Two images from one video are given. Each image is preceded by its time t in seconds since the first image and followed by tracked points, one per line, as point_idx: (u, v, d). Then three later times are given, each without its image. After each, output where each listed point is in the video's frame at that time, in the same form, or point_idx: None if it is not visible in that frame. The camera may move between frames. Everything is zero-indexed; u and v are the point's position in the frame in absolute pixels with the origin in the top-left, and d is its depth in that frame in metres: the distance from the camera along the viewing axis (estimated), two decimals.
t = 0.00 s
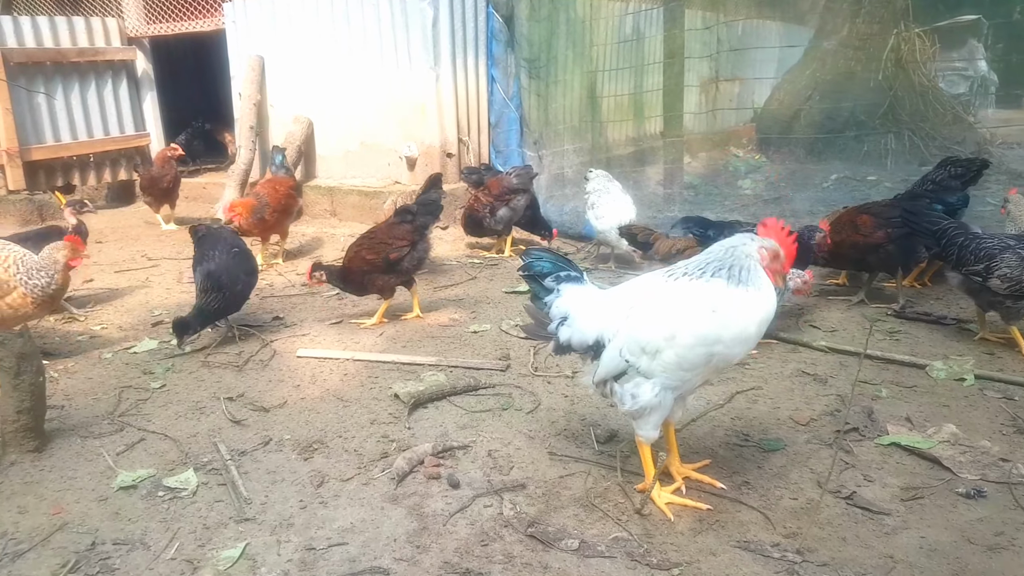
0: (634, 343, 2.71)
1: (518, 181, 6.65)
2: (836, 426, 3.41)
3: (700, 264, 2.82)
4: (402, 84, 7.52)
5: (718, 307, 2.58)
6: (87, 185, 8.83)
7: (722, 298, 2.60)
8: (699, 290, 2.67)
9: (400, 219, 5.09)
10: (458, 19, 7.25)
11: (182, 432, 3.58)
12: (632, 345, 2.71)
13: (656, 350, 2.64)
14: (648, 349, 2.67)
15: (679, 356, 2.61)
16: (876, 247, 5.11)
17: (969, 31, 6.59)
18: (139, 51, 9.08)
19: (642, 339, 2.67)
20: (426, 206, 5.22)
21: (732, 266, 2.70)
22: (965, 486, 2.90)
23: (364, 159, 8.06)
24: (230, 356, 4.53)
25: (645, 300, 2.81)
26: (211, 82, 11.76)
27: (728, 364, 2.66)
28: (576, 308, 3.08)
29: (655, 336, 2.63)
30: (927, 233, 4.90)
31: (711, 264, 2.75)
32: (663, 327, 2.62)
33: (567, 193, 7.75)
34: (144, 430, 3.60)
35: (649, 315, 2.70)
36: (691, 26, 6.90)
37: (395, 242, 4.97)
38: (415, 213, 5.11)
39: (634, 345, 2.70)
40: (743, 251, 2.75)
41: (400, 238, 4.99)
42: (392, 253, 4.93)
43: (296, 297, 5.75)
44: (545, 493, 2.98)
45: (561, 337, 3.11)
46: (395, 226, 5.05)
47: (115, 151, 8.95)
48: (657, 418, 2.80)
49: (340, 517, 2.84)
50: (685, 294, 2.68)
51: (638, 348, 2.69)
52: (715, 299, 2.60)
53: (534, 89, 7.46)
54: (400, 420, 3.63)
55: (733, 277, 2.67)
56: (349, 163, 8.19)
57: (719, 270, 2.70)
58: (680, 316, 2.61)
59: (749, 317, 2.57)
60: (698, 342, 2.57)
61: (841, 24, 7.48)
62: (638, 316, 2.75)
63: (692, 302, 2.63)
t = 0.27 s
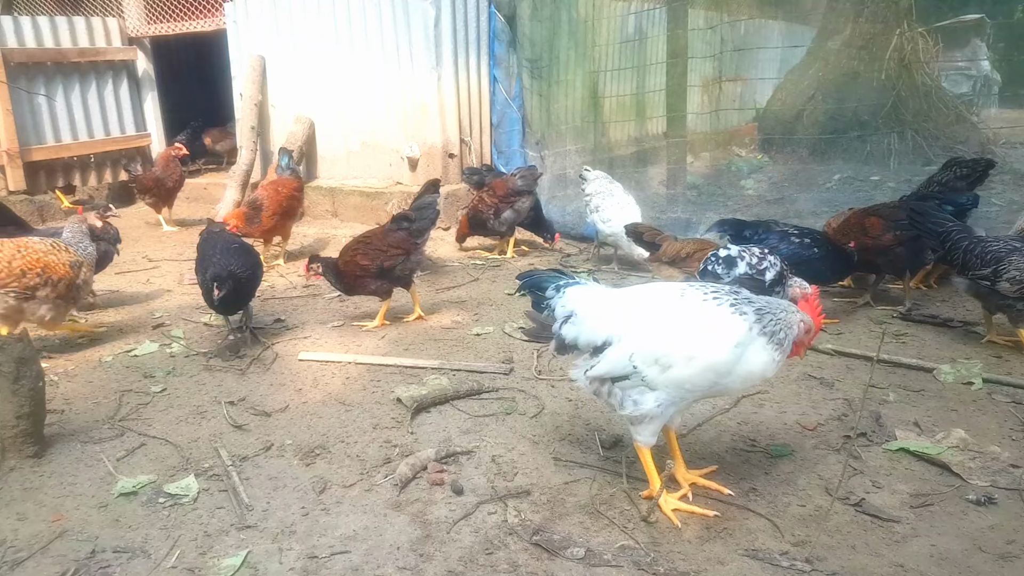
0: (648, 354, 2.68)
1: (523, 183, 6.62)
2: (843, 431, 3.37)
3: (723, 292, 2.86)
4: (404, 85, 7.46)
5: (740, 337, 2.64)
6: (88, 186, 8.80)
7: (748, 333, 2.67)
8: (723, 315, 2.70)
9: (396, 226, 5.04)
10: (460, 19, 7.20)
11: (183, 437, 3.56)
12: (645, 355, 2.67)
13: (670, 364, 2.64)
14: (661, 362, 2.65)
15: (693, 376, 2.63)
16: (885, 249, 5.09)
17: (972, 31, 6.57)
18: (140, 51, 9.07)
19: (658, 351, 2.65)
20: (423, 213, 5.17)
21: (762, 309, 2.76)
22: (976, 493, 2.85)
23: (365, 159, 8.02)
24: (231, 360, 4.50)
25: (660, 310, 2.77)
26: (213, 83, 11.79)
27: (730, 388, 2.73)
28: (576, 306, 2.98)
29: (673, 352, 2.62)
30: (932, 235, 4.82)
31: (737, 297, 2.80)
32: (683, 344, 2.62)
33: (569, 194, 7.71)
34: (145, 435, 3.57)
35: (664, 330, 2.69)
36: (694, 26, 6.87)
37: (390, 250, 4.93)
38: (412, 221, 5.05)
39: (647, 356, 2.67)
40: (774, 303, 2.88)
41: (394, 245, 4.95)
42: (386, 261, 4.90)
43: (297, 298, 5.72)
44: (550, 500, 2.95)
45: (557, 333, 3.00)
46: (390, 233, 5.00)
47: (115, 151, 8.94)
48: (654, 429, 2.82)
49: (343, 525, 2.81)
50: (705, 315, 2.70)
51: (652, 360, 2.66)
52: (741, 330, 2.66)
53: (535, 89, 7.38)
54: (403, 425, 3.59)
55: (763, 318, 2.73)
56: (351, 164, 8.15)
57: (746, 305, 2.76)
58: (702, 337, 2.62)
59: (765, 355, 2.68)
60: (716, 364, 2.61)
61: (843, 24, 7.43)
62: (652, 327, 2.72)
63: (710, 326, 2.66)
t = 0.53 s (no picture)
0: (662, 358, 2.65)
1: (524, 184, 6.59)
2: (846, 434, 3.34)
3: (739, 301, 2.87)
4: (403, 84, 7.36)
5: (755, 346, 2.65)
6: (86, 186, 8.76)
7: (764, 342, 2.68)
8: (739, 323, 2.71)
9: (372, 234, 4.94)
10: (459, 17, 7.08)
11: (179, 440, 3.53)
12: (659, 358, 2.65)
13: (685, 369, 2.62)
14: (676, 366, 2.62)
15: (705, 383, 2.62)
16: (887, 249, 5.02)
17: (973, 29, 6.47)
18: (138, 50, 9.03)
19: (673, 357, 2.62)
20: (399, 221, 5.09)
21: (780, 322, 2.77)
22: (981, 498, 2.81)
23: (365, 159, 7.95)
24: (229, 362, 4.47)
25: (674, 314, 2.75)
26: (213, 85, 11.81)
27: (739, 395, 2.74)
28: (585, 305, 2.95)
29: (689, 357, 2.61)
30: (934, 236, 4.80)
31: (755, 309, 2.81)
32: (700, 349, 2.61)
33: (570, 194, 7.67)
34: (140, 438, 3.54)
35: (680, 334, 2.66)
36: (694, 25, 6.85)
37: (367, 259, 4.85)
38: (389, 230, 4.96)
39: (661, 359, 2.64)
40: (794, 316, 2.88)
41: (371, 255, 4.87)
42: (365, 271, 4.85)
43: (296, 299, 5.68)
44: (550, 505, 2.91)
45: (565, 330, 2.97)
46: (366, 241, 4.90)
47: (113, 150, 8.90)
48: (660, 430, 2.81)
49: (340, 530, 2.78)
50: (722, 322, 2.69)
51: (666, 364, 2.63)
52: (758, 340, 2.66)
53: (535, 88, 7.34)
54: (401, 428, 3.56)
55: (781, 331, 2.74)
56: (350, 164, 8.08)
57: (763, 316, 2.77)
58: (718, 344, 2.62)
59: (778, 365, 2.70)
60: (731, 371, 2.61)
61: (843, 24, 7.44)
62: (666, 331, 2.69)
63: (726, 333, 2.66)
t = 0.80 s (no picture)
0: (715, 363, 2.65)
1: (523, 179, 6.54)
2: (846, 428, 3.31)
3: (790, 312, 2.90)
4: (401, 80, 7.28)
5: (805, 359, 2.69)
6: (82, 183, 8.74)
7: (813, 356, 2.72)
8: (792, 334, 2.75)
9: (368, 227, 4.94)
10: (456, 12, 7.03)
11: (173, 435, 3.51)
12: (711, 362, 2.64)
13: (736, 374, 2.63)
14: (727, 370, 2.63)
15: (756, 390, 2.66)
16: (881, 245, 5.00)
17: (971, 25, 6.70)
18: (134, 47, 8.97)
19: (727, 363, 2.63)
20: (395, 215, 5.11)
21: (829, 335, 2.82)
22: (981, 491, 2.79)
23: (362, 155, 7.87)
24: (224, 357, 4.44)
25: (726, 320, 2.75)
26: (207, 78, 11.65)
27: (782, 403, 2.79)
28: (632, 302, 2.87)
29: (743, 364, 2.62)
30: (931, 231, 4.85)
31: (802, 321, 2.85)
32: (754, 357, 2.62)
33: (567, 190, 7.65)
34: (133, 433, 3.52)
35: (735, 341, 2.67)
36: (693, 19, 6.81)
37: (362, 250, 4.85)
38: (388, 222, 4.99)
39: (713, 363, 2.64)
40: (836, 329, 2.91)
41: (366, 246, 4.85)
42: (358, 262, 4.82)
43: (292, 295, 5.66)
44: (547, 499, 2.89)
45: (609, 327, 2.87)
46: (362, 232, 4.90)
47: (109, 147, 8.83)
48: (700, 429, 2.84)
49: (334, 524, 2.75)
50: (775, 332, 2.72)
51: (719, 370, 2.64)
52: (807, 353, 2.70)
53: (533, 84, 7.32)
54: (397, 422, 3.54)
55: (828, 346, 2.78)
56: (348, 160, 8.01)
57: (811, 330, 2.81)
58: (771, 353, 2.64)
59: (824, 378, 2.76)
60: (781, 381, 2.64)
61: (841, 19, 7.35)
62: (719, 335, 2.68)
63: (779, 343, 2.69)
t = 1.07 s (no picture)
0: (762, 353, 2.71)
1: (517, 176, 6.52)
2: (841, 422, 3.29)
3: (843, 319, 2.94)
4: (396, 76, 7.22)
5: (851, 367, 2.75)
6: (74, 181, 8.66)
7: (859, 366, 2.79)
8: (843, 339, 2.79)
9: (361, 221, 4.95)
10: (450, 6, 6.98)
11: (162, 433, 3.48)
12: (760, 351, 2.70)
13: (781, 367, 2.69)
14: (773, 362, 2.69)
15: (797, 386, 2.72)
16: (872, 239, 5.04)
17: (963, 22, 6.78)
18: (126, 43, 8.87)
19: (774, 355, 2.69)
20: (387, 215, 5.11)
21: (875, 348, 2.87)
22: (975, 484, 2.76)
23: (357, 152, 7.81)
24: (215, 354, 4.40)
25: (783, 310, 2.80)
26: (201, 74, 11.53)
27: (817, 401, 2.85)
28: (694, 279, 2.93)
29: (790, 357, 2.68)
30: (920, 227, 4.83)
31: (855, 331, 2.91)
32: (802, 353, 2.68)
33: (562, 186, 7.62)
34: (122, 431, 3.48)
35: (788, 335, 2.71)
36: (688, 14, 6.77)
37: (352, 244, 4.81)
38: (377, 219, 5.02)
39: (761, 353, 2.70)
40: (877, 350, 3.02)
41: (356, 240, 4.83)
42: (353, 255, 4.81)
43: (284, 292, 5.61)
44: (539, 494, 2.86)
45: (665, 303, 2.92)
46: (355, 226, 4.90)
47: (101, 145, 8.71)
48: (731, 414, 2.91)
49: (323, 522, 2.72)
50: (827, 334, 2.76)
51: (765, 360, 2.70)
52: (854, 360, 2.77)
53: (528, 80, 7.36)
54: (389, 419, 3.51)
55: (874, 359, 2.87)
56: (341, 157, 7.94)
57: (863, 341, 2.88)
58: (819, 354, 2.69)
59: (862, 386, 2.81)
60: (824, 382, 2.71)
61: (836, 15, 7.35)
62: (773, 325, 2.74)
63: (828, 344, 2.73)
